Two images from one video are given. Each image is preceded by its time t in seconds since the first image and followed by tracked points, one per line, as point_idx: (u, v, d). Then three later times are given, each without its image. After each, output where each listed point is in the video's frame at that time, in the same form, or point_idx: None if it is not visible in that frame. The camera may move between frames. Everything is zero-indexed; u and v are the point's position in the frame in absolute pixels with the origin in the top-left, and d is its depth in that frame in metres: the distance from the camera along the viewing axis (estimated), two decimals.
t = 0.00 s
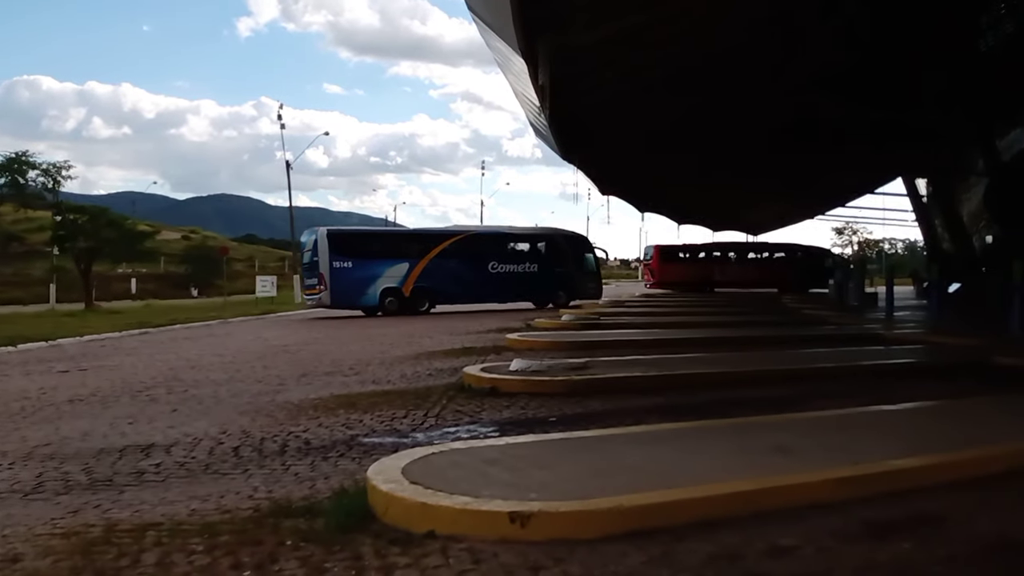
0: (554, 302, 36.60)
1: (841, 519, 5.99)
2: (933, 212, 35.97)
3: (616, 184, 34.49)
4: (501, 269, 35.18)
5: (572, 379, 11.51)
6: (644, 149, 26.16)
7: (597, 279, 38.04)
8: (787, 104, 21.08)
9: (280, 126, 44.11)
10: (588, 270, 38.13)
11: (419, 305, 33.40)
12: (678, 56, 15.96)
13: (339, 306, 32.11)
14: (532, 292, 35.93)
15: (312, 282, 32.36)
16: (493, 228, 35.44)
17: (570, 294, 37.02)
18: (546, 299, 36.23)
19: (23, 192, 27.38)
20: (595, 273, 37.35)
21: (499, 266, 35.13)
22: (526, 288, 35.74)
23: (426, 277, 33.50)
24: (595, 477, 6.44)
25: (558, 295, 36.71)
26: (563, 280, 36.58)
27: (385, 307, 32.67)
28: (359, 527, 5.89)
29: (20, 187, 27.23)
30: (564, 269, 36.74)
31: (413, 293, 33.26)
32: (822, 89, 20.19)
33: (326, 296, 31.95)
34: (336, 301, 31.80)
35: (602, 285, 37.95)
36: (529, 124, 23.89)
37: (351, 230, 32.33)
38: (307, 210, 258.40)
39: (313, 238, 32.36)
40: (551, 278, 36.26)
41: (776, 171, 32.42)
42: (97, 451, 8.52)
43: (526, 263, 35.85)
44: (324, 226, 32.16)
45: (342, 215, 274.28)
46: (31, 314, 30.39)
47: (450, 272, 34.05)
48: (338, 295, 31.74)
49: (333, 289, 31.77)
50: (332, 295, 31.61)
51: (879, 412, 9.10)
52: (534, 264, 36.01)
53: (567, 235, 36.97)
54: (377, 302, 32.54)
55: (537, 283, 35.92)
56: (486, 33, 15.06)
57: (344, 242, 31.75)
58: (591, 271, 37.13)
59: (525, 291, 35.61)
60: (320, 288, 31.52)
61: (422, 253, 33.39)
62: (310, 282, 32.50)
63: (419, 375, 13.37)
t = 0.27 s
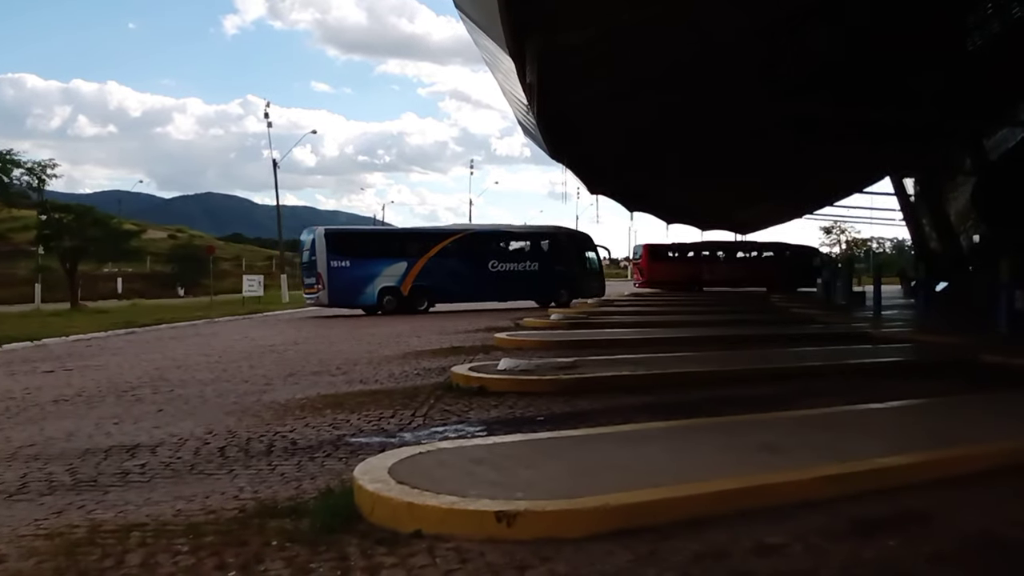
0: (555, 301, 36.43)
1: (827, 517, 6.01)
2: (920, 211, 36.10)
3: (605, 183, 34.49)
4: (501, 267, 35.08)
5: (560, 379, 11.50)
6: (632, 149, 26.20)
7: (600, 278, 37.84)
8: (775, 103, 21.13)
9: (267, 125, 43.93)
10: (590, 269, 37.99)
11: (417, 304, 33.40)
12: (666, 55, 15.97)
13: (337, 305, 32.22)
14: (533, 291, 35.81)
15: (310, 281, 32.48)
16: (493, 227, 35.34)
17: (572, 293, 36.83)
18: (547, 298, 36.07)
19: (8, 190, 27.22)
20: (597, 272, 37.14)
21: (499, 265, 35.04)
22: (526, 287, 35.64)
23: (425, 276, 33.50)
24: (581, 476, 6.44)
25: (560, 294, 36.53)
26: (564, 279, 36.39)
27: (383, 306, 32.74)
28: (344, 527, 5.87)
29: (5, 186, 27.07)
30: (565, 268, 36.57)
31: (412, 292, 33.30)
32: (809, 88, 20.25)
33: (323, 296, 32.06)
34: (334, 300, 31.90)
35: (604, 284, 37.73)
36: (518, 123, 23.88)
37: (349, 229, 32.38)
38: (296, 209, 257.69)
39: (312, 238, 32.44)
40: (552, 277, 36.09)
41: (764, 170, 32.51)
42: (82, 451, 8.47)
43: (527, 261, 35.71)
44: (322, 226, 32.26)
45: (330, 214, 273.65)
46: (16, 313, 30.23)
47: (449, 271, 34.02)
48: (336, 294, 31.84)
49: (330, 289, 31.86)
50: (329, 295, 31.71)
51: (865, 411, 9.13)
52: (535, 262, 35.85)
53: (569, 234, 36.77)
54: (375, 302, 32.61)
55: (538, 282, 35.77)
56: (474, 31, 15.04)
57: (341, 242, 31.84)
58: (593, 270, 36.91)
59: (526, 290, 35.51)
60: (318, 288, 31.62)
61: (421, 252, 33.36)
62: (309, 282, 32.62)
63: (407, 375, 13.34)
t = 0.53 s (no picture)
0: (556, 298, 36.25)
1: (814, 515, 6.00)
2: (908, 210, 36.21)
3: (594, 181, 34.46)
4: (500, 264, 34.95)
5: (548, 377, 11.48)
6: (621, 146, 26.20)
7: (601, 275, 37.66)
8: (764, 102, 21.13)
9: (254, 121, 43.73)
10: (591, 266, 37.81)
11: (415, 302, 33.46)
12: (655, 53, 15.95)
13: (335, 303, 32.41)
14: (533, 288, 35.65)
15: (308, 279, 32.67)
16: (492, 224, 35.15)
17: (573, 290, 36.67)
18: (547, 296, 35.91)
19: None
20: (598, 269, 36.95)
21: (498, 262, 34.92)
22: (526, 284, 35.49)
23: (423, 274, 33.49)
24: (568, 475, 6.42)
25: (560, 290, 36.35)
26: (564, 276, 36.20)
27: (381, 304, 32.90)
28: (329, 527, 5.83)
29: None
30: (564, 265, 36.38)
31: (410, 289, 33.38)
32: (798, 86, 20.27)
33: (322, 293, 32.27)
34: (332, 298, 32.10)
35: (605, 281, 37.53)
36: (507, 120, 23.83)
37: (347, 227, 32.50)
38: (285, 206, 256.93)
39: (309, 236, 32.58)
40: (552, 273, 35.90)
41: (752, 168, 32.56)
42: (65, 450, 8.40)
43: (527, 258, 35.52)
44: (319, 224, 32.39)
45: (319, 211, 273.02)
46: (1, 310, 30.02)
47: (447, 268, 33.94)
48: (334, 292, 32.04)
49: (328, 286, 32.05)
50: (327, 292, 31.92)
51: (853, 409, 9.14)
52: (534, 259, 35.67)
53: (569, 230, 36.54)
54: (373, 299, 32.77)
55: (538, 278, 35.61)
56: (462, 28, 14.98)
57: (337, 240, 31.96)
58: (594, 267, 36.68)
59: (525, 287, 35.35)
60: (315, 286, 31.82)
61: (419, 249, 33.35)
62: (307, 279, 32.82)
63: (395, 373, 13.30)
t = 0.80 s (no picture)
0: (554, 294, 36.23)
1: (799, 511, 6.05)
2: (897, 207, 36.36)
3: (583, 178, 34.48)
4: (498, 261, 34.93)
5: (537, 374, 11.50)
6: (610, 143, 26.23)
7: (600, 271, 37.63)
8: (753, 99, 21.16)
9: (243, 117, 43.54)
10: (592, 264, 37.79)
11: (413, 299, 33.51)
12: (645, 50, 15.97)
13: (333, 299, 32.51)
14: (532, 285, 35.61)
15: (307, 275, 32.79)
16: (491, 221, 35.13)
17: (572, 286, 36.65)
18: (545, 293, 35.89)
19: None
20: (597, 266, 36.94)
21: (496, 259, 34.90)
22: (525, 281, 35.46)
23: (421, 271, 33.53)
24: (554, 471, 6.45)
25: (559, 287, 36.33)
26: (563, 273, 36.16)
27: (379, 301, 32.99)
28: (317, 524, 5.84)
29: None
30: (564, 262, 36.36)
31: (408, 286, 33.43)
32: (786, 84, 20.31)
33: (319, 290, 32.38)
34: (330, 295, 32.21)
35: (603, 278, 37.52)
36: (496, 116, 23.81)
37: (344, 223, 32.57)
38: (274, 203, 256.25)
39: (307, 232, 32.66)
40: (551, 270, 35.87)
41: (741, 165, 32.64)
42: (51, 447, 8.38)
43: (526, 255, 35.49)
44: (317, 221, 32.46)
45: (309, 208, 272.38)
46: None
47: (446, 265, 33.95)
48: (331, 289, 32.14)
49: (326, 283, 32.15)
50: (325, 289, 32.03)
51: (840, 406, 9.19)
52: (533, 256, 35.65)
53: (569, 227, 36.50)
54: (371, 296, 32.85)
55: (537, 275, 35.58)
56: (452, 24, 14.96)
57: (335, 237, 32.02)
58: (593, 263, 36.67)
59: (524, 284, 35.32)
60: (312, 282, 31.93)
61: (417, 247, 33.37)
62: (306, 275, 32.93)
63: (383, 370, 13.29)
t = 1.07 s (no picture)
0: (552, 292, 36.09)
1: (781, 508, 6.10)
2: (882, 207, 36.55)
3: (569, 176, 34.51)
4: (495, 259, 34.87)
5: (522, 372, 11.51)
6: (597, 142, 26.27)
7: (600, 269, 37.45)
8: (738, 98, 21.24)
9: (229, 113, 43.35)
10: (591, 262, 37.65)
11: (409, 296, 33.56)
12: (631, 49, 16.01)
13: (329, 296, 32.72)
14: (529, 282, 35.48)
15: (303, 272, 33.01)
16: (489, 218, 35.07)
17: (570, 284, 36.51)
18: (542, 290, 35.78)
19: None
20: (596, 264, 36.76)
21: (492, 257, 34.87)
22: (522, 279, 35.36)
23: (416, 269, 33.62)
24: (538, 468, 6.47)
25: (557, 285, 36.18)
26: (561, 271, 36.01)
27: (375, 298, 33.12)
28: (299, 522, 5.85)
29: None
30: (562, 259, 36.19)
31: (404, 284, 33.54)
32: (771, 83, 20.40)
33: (315, 287, 32.56)
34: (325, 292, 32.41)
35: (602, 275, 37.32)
36: (483, 114, 23.81)
37: (341, 221, 32.79)
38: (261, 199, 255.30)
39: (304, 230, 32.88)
40: (549, 268, 35.73)
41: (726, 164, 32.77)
42: (32, 444, 8.35)
43: (523, 253, 35.40)
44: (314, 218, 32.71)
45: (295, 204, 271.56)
46: None
47: (441, 263, 34.01)
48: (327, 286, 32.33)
49: (322, 280, 32.35)
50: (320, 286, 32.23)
51: (823, 403, 9.25)
52: (531, 254, 35.54)
53: (568, 224, 36.31)
54: (366, 293, 32.99)
55: (534, 273, 35.46)
56: (438, 21, 14.96)
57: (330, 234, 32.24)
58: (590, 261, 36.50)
59: (520, 281, 35.23)
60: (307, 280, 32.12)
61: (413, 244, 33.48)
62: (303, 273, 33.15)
63: (368, 368, 13.29)
